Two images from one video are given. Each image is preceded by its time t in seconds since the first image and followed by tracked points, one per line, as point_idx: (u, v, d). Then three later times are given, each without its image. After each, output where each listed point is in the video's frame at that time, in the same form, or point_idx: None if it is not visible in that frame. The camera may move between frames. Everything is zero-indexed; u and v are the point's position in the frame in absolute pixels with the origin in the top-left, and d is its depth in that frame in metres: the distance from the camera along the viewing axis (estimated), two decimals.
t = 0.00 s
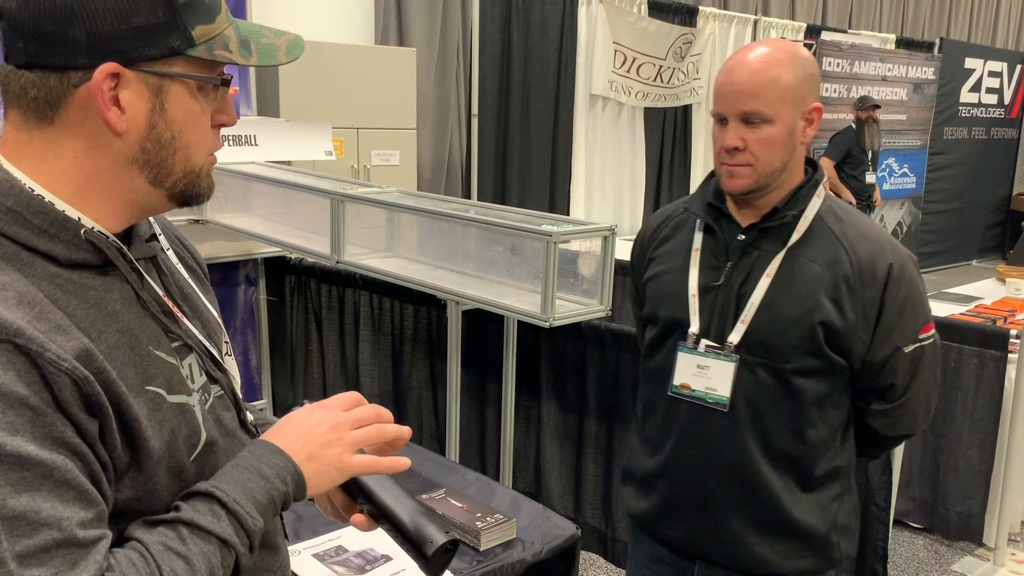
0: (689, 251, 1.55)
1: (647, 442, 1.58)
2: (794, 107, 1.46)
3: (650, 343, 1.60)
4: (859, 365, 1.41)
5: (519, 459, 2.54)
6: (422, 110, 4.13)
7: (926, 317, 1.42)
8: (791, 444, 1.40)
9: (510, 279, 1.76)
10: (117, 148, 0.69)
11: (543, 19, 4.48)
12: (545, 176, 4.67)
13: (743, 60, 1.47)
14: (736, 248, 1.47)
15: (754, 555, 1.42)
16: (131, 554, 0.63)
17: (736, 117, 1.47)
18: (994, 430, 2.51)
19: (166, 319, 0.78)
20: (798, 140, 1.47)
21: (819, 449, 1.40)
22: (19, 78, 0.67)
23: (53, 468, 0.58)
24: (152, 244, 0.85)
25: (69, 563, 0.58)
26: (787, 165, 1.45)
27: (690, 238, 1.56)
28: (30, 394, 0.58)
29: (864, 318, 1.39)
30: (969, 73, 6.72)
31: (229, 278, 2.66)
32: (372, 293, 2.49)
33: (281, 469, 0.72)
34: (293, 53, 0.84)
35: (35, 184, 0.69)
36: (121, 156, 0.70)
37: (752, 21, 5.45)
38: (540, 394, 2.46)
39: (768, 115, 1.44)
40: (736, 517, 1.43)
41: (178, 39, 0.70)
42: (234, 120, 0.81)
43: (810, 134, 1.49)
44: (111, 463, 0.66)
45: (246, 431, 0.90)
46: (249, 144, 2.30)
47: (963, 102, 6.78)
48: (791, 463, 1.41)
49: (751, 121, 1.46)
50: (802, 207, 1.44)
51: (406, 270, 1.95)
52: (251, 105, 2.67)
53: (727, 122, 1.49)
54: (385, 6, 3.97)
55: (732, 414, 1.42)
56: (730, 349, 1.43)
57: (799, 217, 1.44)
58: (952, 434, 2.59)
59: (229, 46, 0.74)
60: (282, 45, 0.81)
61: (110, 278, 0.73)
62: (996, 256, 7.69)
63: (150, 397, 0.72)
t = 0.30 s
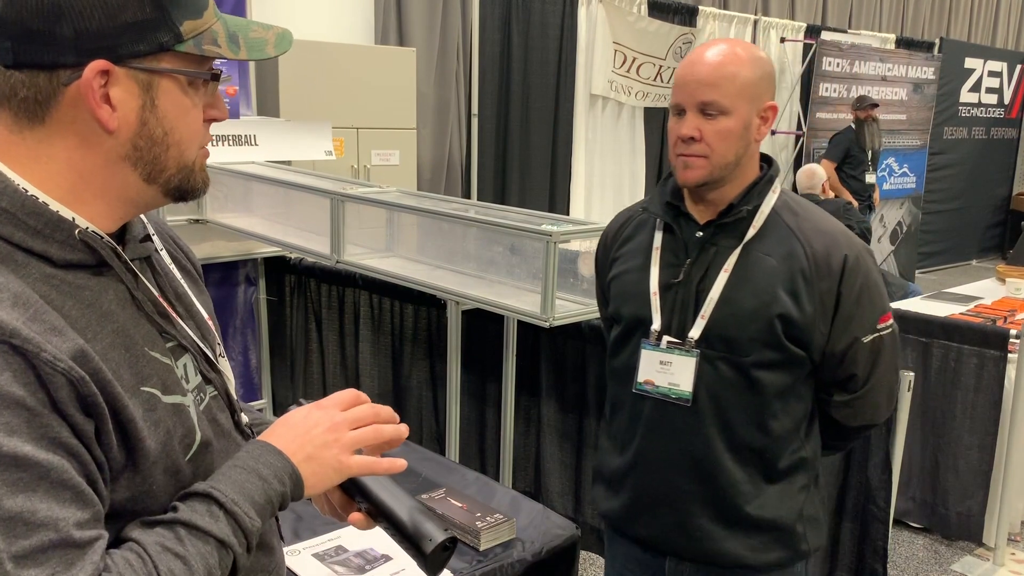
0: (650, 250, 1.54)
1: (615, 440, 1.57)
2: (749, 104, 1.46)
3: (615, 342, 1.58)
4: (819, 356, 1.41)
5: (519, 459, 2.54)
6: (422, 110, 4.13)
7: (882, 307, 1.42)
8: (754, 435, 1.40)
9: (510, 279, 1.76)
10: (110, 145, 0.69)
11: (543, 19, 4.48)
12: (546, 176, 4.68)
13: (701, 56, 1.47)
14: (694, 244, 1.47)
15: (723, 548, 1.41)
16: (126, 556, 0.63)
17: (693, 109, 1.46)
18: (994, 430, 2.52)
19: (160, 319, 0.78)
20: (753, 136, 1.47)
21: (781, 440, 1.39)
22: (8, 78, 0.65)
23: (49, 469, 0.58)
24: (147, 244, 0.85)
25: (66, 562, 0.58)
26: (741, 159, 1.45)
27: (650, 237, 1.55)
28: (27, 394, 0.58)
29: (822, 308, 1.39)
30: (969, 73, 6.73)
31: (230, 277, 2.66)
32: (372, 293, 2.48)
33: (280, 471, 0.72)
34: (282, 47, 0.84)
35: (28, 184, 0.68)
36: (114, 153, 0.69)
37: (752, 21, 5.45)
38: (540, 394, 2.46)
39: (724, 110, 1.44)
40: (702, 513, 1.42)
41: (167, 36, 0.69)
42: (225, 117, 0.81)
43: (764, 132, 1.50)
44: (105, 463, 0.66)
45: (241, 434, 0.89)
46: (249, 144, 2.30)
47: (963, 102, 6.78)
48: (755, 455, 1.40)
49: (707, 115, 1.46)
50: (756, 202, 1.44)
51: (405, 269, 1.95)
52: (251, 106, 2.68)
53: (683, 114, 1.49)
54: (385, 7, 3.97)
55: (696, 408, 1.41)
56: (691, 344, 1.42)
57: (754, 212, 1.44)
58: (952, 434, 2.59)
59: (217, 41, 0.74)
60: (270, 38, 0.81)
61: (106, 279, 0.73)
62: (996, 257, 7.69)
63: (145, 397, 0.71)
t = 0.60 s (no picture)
0: (628, 252, 1.53)
1: (600, 440, 1.56)
2: (717, 105, 1.45)
3: (598, 343, 1.57)
4: (799, 349, 1.41)
5: (519, 458, 2.54)
6: (422, 109, 4.13)
7: (858, 298, 1.44)
8: (737, 432, 1.39)
9: (510, 278, 1.76)
10: (115, 129, 0.69)
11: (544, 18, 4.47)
12: (546, 174, 4.67)
13: (666, 62, 1.46)
14: (670, 245, 1.47)
15: (703, 543, 1.40)
16: None
17: (661, 117, 1.45)
18: (995, 429, 2.52)
19: (155, 314, 0.78)
20: (723, 137, 1.46)
21: (763, 435, 1.39)
22: (8, 67, 0.64)
23: (29, 478, 0.57)
24: (139, 241, 0.85)
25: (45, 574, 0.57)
26: (713, 161, 1.44)
27: (627, 241, 1.55)
28: (14, 400, 0.58)
29: (798, 302, 1.39)
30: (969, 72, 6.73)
31: (230, 276, 2.68)
32: (372, 293, 2.49)
33: (305, 532, 0.67)
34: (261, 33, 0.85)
35: (28, 178, 0.68)
36: (117, 139, 0.70)
37: (753, 20, 5.45)
38: (540, 393, 2.46)
39: (692, 115, 1.43)
40: (688, 511, 1.42)
41: (164, 17, 0.70)
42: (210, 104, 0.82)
43: (734, 131, 1.49)
44: (102, 464, 0.65)
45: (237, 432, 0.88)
46: (247, 142, 2.30)
47: (963, 101, 6.78)
48: (739, 452, 1.40)
49: (675, 122, 1.45)
50: (728, 201, 1.44)
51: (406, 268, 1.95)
52: (250, 104, 2.68)
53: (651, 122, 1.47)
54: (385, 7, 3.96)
55: (679, 408, 1.40)
56: (672, 343, 1.42)
57: (727, 211, 1.44)
58: (952, 433, 2.59)
59: (206, 25, 0.75)
60: (251, 25, 0.83)
61: (103, 274, 0.73)
62: (996, 256, 7.69)
63: (142, 394, 0.71)
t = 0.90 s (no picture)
0: (631, 253, 1.53)
1: (603, 442, 1.56)
2: (721, 103, 1.44)
3: (600, 345, 1.58)
4: (804, 352, 1.40)
5: (519, 457, 2.54)
6: (422, 108, 4.13)
7: (865, 302, 1.43)
8: (739, 436, 1.39)
9: (511, 276, 1.76)
10: (98, 126, 0.68)
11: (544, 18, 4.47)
12: (546, 173, 4.67)
13: (670, 58, 1.46)
14: (674, 246, 1.47)
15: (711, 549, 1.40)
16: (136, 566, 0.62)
17: (663, 113, 1.45)
18: (995, 428, 2.51)
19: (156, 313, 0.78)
20: (727, 136, 1.46)
21: (766, 440, 1.39)
22: None
23: (48, 458, 0.58)
24: (139, 241, 0.85)
25: (69, 548, 0.58)
26: (715, 159, 1.44)
27: (631, 240, 1.55)
28: (29, 383, 0.58)
29: (803, 305, 1.38)
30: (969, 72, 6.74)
31: (230, 275, 2.69)
32: (371, 292, 2.49)
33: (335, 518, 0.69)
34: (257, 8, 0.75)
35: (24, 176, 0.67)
36: (104, 134, 0.68)
37: (753, 19, 5.45)
38: (539, 391, 2.46)
39: (695, 111, 1.43)
40: (692, 514, 1.41)
41: (133, 6, 0.65)
42: (215, 90, 0.78)
43: (738, 130, 1.48)
44: (105, 452, 0.66)
45: (234, 431, 0.88)
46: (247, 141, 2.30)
47: (963, 100, 6.78)
48: (741, 455, 1.40)
49: (678, 118, 1.45)
50: (733, 202, 1.43)
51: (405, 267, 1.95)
52: (250, 102, 2.68)
53: (655, 118, 1.47)
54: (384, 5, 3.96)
55: (681, 410, 1.41)
56: (673, 345, 1.42)
57: (731, 212, 1.44)
58: (952, 432, 2.59)
59: (186, 9, 0.69)
60: None
61: (102, 272, 0.72)
62: (996, 255, 7.69)
63: (143, 387, 0.71)
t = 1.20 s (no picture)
0: (650, 256, 1.53)
1: (619, 448, 1.57)
2: (745, 103, 1.43)
3: (617, 349, 1.58)
4: (826, 360, 1.40)
5: (519, 456, 2.54)
6: (422, 107, 4.13)
7: (891, 309, 1.42)
8: (758, 446, 1.38)
9: (511, 276, 1.76)
10: (19, 125, 0.68)
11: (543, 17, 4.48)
12: (545, 173, 4.67)
13: (695, 56, 1.44)
14: (694, 249, 1.46)
15: (729, 560, 1.40)
16: (133, 553, 0.61)
17: (688, 113, 1.44)
18: (994, 428, 2.51)
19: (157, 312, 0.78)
20: (751, 137, 1.45)
21: (789, 450, 1.38)
22: None
23: (47, 433, 0.57)
24: (145, 240, 0.85)
25: (66, 526, 0.57)
26: (739, 161, 1.43)
27: (650, 242, 1.55)
28: (30, 359, 0.58)
29: (826, 312, 1.38)
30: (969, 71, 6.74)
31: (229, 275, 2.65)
32: (371, 292, 2.49)
33: (337, 511, 0.71)
34: None
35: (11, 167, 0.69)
36: (23, 132, 0.68)
37: (753, 19, 5.45)
38: (539, 391, 2.46)
39: (720, 112, 1.42)
40: (709, 526, 1.42)
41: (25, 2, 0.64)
42: (164, 92, 0.72)
43: (762, 131, 1.48)
44: (104, 434, 0.66)
45: (233, 434, 0.87)
46: (249, 141, 2.31)
47: (963, 100, 6.78)
48: (761, 466, 1.39)
49: (702, 118, 1.43)
50: (756, 204, 1.43)
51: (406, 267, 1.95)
52: (250, 102, 2.68)
53: (678, 117, 1.46)
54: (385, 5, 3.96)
55: (698, 418, 1.41)
56: (692, 352, 1.42)
57: (753, 214, 1.43)
58: (952, 431, 2.59)
59: None
60: None
61: (102, 266, 0.72)
62: (996, 256, 7.69)
63: (143, 376, 0.71)
